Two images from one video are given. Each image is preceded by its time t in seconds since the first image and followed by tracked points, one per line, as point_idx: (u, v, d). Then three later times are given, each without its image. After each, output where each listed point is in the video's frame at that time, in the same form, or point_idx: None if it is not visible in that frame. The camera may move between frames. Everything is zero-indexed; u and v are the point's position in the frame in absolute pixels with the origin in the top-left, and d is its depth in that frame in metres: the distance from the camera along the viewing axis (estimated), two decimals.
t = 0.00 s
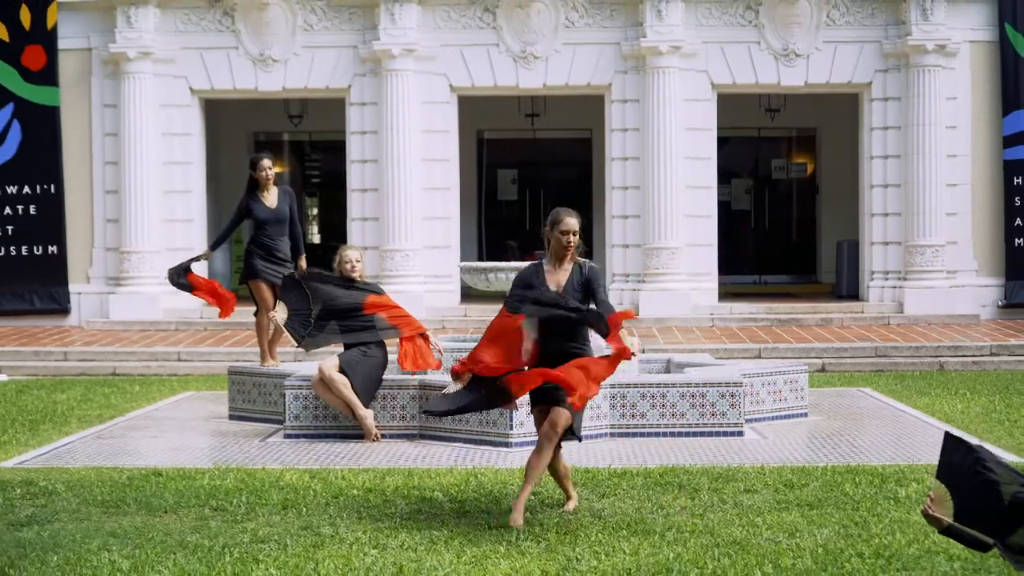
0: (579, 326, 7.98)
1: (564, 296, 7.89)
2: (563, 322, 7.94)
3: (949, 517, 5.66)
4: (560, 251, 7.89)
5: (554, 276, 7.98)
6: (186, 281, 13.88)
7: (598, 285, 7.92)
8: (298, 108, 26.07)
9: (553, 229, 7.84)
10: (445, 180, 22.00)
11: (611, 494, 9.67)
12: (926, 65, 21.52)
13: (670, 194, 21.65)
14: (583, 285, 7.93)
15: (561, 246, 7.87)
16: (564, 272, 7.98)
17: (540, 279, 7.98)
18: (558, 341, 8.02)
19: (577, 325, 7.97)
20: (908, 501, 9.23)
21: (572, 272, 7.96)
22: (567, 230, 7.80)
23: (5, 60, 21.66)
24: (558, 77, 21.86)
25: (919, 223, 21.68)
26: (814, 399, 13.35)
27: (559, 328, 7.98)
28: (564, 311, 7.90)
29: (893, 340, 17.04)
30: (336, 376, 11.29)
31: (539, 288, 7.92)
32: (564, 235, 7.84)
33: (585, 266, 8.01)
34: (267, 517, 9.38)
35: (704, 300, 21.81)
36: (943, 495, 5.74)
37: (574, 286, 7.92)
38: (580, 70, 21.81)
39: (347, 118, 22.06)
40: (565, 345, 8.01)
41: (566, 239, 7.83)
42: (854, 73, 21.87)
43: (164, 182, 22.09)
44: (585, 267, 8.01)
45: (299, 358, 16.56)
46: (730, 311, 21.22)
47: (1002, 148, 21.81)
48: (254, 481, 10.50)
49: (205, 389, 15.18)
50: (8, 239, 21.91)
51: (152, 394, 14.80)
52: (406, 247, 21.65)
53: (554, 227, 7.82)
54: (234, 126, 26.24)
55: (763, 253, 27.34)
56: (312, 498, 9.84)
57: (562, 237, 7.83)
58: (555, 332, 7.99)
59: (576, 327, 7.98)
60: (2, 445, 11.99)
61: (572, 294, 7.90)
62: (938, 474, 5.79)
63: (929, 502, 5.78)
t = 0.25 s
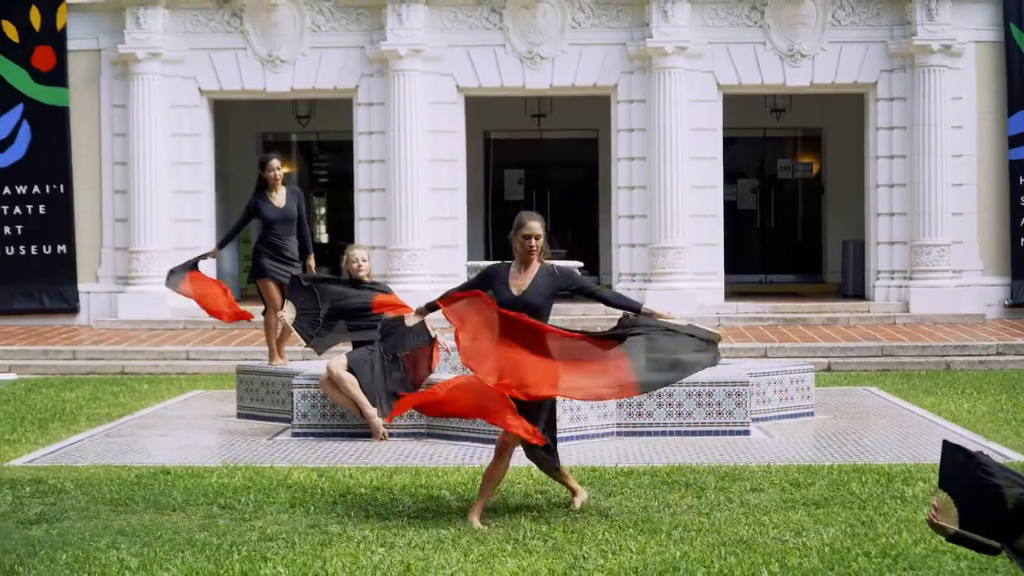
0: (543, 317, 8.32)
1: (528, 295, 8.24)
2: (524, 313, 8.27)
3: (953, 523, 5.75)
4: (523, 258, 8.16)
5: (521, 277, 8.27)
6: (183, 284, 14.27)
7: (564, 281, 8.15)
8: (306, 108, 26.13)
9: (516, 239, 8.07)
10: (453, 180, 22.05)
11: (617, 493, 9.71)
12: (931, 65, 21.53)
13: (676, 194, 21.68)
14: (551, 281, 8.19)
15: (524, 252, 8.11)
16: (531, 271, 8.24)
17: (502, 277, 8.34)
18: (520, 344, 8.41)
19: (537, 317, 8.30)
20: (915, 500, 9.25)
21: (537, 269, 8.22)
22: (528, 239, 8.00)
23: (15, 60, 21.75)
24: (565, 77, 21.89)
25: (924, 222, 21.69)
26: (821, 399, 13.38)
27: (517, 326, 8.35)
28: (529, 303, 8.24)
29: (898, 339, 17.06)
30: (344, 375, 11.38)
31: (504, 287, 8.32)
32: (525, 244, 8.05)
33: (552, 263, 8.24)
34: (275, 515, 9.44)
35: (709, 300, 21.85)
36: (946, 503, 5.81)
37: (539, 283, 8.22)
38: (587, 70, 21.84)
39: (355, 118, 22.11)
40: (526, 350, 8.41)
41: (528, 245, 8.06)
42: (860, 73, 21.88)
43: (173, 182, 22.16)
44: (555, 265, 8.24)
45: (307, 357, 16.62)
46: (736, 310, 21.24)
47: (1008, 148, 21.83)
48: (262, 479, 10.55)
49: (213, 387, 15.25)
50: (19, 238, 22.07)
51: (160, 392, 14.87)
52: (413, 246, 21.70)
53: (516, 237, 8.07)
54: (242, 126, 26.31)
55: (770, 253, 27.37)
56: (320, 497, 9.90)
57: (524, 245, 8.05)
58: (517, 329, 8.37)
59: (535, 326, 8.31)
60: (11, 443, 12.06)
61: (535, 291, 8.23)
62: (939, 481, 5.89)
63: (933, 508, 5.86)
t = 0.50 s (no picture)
0: (514, 313, 8.13)
1: (503, 286, 8.12)
2: (496, 302, 8.09)
3: (963, 526, 5.76)
4: (497, 252, 8.20)
5: (495, 271, 8.20)
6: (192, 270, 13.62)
7: (538, 268, 8.15)
8: (317, 107, 26.15)
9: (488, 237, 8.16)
10: (465, 179, 22.06)
11: (629, 493, 9.71)
12: (943, 64, 21.49)
13: (688, 193, 21.66)
14: (525, 272, 8.16)
15: (495, 243, 8.17)
16: (504, 265, 8.21)
17: (477, 275, 8.20)
18: (488, 341, 8.16)
19: (510, 313, 8.10)
20: (927, 499, 9.24)
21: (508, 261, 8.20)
22: (496, 229, 8.13)
23: (28, 60, 21.80)
24: (577, 77, 21.88)
25: (935, 221, 21.66)
26: (832, 398, 13.37)
27: (487, 321, 8.12)
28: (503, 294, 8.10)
29: (910, 338, 17.04)
30: (355, 373, 11.47)
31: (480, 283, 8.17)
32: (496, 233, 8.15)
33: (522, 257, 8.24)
34: (287, 514, 9.45)
35: (722, 299, 21.83)
36: (956, 505, 5.82)
37: (512, 275, 8.15)
38: (599, 69, 21.83)
39: (367, 116, 22.13)
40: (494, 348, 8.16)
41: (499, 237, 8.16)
42: (871, 73, 21.84)
43: (185, 181, 22.21)
44: (527, 257, 8.24)
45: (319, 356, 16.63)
46: (749, 309, 21.21)
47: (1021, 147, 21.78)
48: (274, 478, 10.57)
49: (226, 386, 15.27)
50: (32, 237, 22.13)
51: (173, 391, 14.90)
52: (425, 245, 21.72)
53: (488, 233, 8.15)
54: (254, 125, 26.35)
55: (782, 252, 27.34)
56: (332, 496, 9.90)
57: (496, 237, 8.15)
58: (487, 325, 8.12)
59: (505, 322, 8.11)
60: (24, 442, 12.09)
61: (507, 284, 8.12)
62: (949, 482, 5.88)
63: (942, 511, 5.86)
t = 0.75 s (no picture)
0: (489, 318, 7.77)
1: (481, 293, 7.77)
2: (474, 307, 7.74)
3: (976, 528, 5.76)
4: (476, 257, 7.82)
5: (473, 275, 7.83)
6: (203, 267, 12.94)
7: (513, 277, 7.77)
8: (331, 107, 26.21)
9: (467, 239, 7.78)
10: (478, 178, 22.09)
11: (641, 492, 9.72)
12: (956, 63, 21.47)
13: (701, 193, 21.66)
14: (501, 283, 7.81)
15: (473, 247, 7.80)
16: (482, 270, 7.84)
17: (454, 275, 7.81)
18: (462, 344, 7.78)
19: (491, 319, 7.78)
20: (940, 498, 9.23)
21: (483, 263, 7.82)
22: (478, 231, 7.76)
23: (40, 59, 21.89)
24: (590, 76, 21.89)
25: (947, 222, 21.64)
26: (845, 397, 13.36)
27: (466, 326, 7.75)
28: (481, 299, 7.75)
29: (922, 338, 17.01)
30: (368, 372, 11.45)
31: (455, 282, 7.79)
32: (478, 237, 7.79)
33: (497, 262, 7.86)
34: (299, 513, 9.46)
35: (734, 298, 21.84)
36: (969, 507, 5.81)
37: (488, 283, 7.78)
38: (612, 68, 21.84)
39: (379, 116, 22.16)
40: (469, 352, 7.79)
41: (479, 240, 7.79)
42: (884, 72, 21.82)
43: (198, 180, 22.26)
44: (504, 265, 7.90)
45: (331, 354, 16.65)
46: (761, 308, 21.20)
47: None
48: (287, 477, 10.58)
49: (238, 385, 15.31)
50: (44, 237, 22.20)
51: (186, 390, 14.93)
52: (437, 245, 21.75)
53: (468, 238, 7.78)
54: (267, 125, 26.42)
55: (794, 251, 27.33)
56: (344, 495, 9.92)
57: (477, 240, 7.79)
58: (465, 328, 7.74)
59: (485, 326, 7.76)
60: (36, 441, 12.13)
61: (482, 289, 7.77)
62: (962, 485, 5.89)
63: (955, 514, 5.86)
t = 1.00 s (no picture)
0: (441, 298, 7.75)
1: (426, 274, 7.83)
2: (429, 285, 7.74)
3: (986, 525, 5.79)
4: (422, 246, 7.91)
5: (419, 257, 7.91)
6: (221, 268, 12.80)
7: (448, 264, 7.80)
8: (344, 106, 26.31)
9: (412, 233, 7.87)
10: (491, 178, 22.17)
11: (653, 489, 9.78)
12: (967, 63, 21.48)
13: (712, 192, 21.70)
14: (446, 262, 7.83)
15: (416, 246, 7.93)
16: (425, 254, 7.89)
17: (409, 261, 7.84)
18: (414, 327, 7.71)
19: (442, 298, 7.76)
20: (950, 496, 9.27)
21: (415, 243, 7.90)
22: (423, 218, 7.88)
23: (55, 59, 22.04)
24: (602, 76, 21.94)
25: (958, 221, 21.66)
26: (855, 395, 13.41)
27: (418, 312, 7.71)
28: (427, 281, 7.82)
29: (933, 336, 17.03)
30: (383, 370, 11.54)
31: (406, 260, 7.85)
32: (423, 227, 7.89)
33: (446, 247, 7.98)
34: (314, 511, 9.53)
35: (746, 296, 21.88)
36: (980, 506, 5.85)
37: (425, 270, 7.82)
38: (624, 68, 21.90)
39: (393, 115, 22.25)
40: (422, 333, 7.71)
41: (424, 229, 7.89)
42: (895, 72, 21.83)
43: (212, 179, 22.38)
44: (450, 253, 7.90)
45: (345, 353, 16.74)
46: (772, 307, 21.24)
47: None
48: (302, 474, 10.67)
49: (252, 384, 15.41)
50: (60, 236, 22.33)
51: (201, 389, 15.03)
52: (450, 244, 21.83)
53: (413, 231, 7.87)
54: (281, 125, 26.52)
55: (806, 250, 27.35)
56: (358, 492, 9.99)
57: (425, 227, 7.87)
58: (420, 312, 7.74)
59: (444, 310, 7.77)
60: (53, 439, 12.23)
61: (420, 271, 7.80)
62: (973, 483, 5.93)
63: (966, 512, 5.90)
